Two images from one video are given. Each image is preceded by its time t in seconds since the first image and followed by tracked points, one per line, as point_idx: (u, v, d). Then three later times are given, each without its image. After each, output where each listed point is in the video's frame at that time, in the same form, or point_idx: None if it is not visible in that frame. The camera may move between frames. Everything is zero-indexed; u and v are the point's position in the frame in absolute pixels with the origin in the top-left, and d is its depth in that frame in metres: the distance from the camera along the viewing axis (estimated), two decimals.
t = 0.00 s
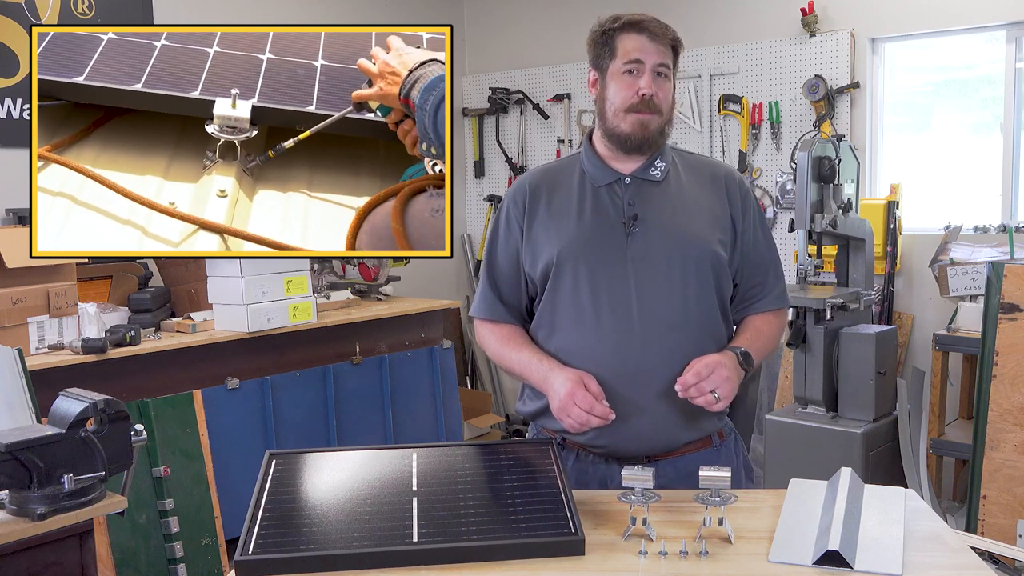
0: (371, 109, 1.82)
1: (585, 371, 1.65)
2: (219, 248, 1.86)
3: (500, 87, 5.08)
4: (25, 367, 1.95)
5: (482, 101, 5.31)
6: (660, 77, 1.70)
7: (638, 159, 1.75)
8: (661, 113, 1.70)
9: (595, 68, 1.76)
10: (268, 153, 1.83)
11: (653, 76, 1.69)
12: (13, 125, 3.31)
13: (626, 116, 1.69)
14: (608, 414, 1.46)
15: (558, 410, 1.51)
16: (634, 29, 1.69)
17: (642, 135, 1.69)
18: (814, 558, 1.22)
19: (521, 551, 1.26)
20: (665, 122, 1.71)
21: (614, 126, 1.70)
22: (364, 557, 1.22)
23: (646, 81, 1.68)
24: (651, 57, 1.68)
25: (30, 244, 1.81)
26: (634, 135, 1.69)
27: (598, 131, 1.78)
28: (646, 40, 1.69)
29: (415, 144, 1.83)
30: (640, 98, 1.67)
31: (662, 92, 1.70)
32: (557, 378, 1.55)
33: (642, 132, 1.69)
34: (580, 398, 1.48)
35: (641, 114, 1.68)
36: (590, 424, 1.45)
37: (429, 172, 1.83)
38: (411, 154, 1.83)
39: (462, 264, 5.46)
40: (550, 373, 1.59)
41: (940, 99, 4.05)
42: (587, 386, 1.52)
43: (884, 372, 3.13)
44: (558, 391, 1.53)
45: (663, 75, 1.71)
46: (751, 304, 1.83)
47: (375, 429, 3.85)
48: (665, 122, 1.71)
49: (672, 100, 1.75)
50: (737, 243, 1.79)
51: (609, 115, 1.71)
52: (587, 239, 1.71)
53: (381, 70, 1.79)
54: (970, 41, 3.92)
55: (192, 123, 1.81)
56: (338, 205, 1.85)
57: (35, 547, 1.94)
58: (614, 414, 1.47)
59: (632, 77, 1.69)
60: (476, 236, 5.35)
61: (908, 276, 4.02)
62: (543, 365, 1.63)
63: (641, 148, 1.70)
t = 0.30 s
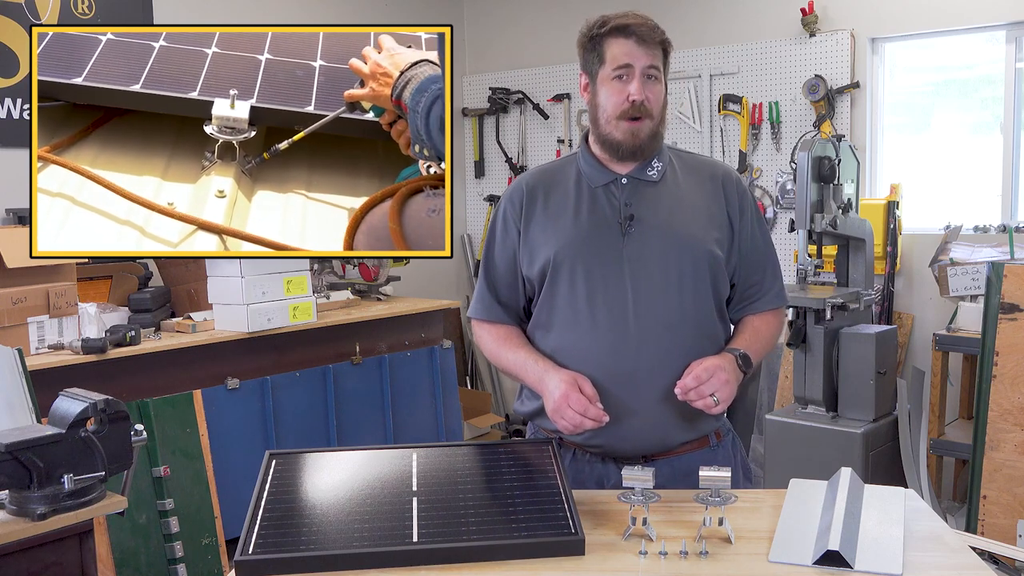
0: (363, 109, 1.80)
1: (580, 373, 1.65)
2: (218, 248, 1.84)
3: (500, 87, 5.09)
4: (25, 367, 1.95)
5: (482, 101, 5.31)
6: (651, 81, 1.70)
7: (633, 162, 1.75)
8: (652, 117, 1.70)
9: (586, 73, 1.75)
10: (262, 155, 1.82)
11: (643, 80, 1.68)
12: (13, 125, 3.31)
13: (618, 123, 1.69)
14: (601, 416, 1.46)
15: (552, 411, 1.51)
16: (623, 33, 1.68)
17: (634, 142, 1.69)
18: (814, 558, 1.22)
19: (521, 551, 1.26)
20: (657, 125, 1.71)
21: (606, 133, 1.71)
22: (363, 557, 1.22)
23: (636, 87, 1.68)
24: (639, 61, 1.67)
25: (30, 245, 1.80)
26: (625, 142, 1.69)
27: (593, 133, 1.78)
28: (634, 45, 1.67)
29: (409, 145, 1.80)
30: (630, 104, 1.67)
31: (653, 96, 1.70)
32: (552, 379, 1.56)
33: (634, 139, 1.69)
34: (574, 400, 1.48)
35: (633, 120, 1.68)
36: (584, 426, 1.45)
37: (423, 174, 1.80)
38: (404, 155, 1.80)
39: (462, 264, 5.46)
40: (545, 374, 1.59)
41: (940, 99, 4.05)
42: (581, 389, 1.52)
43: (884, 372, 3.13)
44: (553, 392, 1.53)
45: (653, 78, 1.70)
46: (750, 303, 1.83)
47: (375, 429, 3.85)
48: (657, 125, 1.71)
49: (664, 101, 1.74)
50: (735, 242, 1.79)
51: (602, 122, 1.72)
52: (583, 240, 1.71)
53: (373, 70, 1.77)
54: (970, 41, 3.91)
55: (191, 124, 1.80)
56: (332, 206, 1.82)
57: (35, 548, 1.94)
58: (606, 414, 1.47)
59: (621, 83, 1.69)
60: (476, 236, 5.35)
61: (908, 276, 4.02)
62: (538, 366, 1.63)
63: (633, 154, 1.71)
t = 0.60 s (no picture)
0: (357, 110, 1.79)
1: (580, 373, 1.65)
2: (217, 247, 1.84)
3: (500, 87, 5.08)
4: (25, 367, 1.94)
5: (482, 101, 5.31)
6: (649, 82, 1.70)
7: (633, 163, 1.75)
8: (650, 119, 1.69)
9: (585, 74, 1.76)
10: (257, 156, 1.80)
11: (641, 82, 1.69)
12: (13, 125, 3.31)
13: (614, 125, 1.69)
14: (606, 417, 1.47)
15: (555, 412, 1.51)
16: (620, 34, 1.68)
17: (631, 143, 1.69)
18: (814, 558, 1.22)
19: (521, 551, 1.26)
20: (655, 127, 1.71)
21: (603, 133, 1.71)
22: (363, 557, 1.22)
23: (633, 88, 1.68)
24: (637, 63, 1.67)
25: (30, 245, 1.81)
26: (623, 143, 1.69)
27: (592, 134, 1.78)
28: (632, 47, 1.67)
29: (402, 146, 1.79)
30: (627, 106, 1.67)
31: (651, 97, 1.70)
32: (555, 379, 1.56)
33: (631, 140, 1.69)
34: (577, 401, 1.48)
35: (630, 121, 1.68)
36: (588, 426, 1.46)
37: (417, 174, 1.78)
38: (397, 156, 1.79)
39: (462, 264, 5.46)
40: (548, 374, 1.59)
41: (940, 99, 4.05)
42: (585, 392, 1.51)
43: (884, 372, 3.13)
44: (556, 393, 1.53)
45: (652, 80, 1.70)
46: (748, 303, 1.83)
47: (375, 430, 3.85)
48: (656, 127, 1.71)
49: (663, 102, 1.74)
50: (734, 243, 1.80)
51: (599, 124, 1.72)
52: (583, 240, 1.71)
53: (368, 72, 1.77)
54: (970, 41, 3.91)
55: (191, 124, 1.77)
56: (331, 205, 1.81)
57: (36, 548, 1.94)
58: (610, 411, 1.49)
59: (619, 85, 1.69)
60: (476, 236, 5.35)
61: (908, 276, 4.02)
62: (539, 366, 1.63)
63: (631, 155, 1.71)
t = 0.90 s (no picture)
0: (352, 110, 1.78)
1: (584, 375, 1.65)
2: (217, 246, 1.83)
3: (500, 87, 5.09)
4: (26, 367, 1.94)
5: (482, 101, 5.31)
6: (649, 82, 1.70)
7: (634, 162, 1.75)
8: (651, 119, 1.70)
9: (586, 75, 1.76)
10: (254, 156, 1.80)
11: (641, 82, 1.69)
12: (13, 125, 3.31)
13: (615, 124, 1.69)
14: (608, 418, 1.46)
15: (557, 413, 1.51)
16: (620, 34, 1.68)
17: (631, 142, 1.69)
18: (814, 558, 1.22)
19: (521, 551, 1.26)
20: (656, 127, 1.71)
21: (604, 133, 1.71)
22: (363, 557, 1.22)
23: (634, 89, 1.68)
24: (638, 64, 1.67)
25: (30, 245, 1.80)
26: (623, 142, 1.69)
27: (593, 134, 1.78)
28: (633, 46, 1.67)
29: (398, 144, 1.79)
30: (627, 106, 1.68)
31: (651, 97, 1.70)
32: (557, 380, 1.55)
33: (632, 140, 1.69)
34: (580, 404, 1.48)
35: (631, 121, 1.69)
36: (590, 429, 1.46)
37: (414, 173, 1.78)
38: (392, 155, 1.79)
39: (462, 264, 5.46)
40: (549, 375, 1.59)
41: (940, 99, 4.05)
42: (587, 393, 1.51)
43: (884, 372, 3.13)
44: (558, 394, 1.53)
45: (652, 80, 1.70)
46: (748, 304, 1.83)
47: (375, 429, 3.85)
48: (657, 127, 1.71)
49: (665, 101, 1.74)
50: (735, 243, 1.80)
51: (599, 124, 1.72)
52: (584, 241, 1.71)
53: (362, 73, 1.77)
54: (970, 41, 3.91)
55: (192, 122, 1.77)
56: (332, 203, 1.81)
57: (36, 548, 1.94)
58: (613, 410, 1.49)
59: (619, 85, 1.69)
60: (476, 236, 5.35)
61: (908, 276, 4.02)
62: (541, 368, 1.63)
63: (632, 155, 1.71)
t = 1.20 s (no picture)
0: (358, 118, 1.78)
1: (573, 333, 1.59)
2: (218, 248, 1.82)
3: (500, 87, 5.09)
4: (26, 367, 1.94)
5: (482, 101, 5.31)
6: (642, 74, 1.70)
7: (636, 159, 1.75)
8: (645, 110, 1.69)
9: (583, 71, 1.77)
10: (254, 158, 1.78)
11: (633, 74, 1.69)
12: (13, 125, 3.31)
13: (609, 116, 1.70)
14: (580, 360, 1.37)
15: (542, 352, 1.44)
16: (612, 28, 1.70)
17: (627, 134, 1.69)
18: (814, 558, 1.22)
19: (521, 551, 1.26)
20: (652, 120, 1.71)
21: (600, 126, 1.71)
22: (363, 557, 1.22)
23: (625, 80, 1.68)
24: (628, 56, 1.69)
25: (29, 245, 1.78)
26: (618, 134, 1.69)
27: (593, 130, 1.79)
28: (623, 38, 1.69)
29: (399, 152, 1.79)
30: (619, 97, 1.68)
31: (646, 89, 1.69)
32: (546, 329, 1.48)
33: (627, 131, 1.69)
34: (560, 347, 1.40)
35: (624, 112, 1.69)
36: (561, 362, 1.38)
37: (414, 176, 1.78)
38: (393, 161, 1.79)
39: (462, 264, 5.46)
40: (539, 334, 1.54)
41: (940, 99, 4.05)
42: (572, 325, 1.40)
43: (884, 372, 3.13)
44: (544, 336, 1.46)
45: (645, 72, 1.70)
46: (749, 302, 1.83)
47: (375, 429, 3.85)
48: (653, 120, 1.71)
49: (662, 93, 1.73)
50: (737, 242, 1.80)
51: (594, 116, 1.73)
52: (585, 239, 1.71)
53: (365, 82, 1.76)
54: (970, 41, 3.91)
55: (192, 125, 1.75)
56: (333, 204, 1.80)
57: (36, 548, 1.94)
58: (597, 332, 1.37)
59: (612, 78, 1.70)
60: (476, 236, 5.35)
61: (908, 276, 4.02)
62: (531, 336, 1.62)
63: (628, 147, 1.71)
